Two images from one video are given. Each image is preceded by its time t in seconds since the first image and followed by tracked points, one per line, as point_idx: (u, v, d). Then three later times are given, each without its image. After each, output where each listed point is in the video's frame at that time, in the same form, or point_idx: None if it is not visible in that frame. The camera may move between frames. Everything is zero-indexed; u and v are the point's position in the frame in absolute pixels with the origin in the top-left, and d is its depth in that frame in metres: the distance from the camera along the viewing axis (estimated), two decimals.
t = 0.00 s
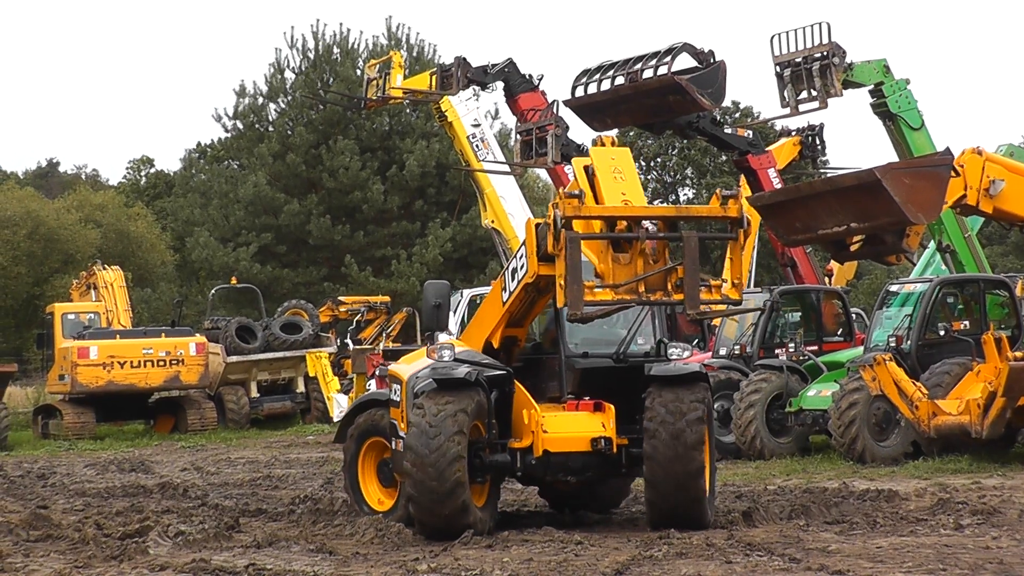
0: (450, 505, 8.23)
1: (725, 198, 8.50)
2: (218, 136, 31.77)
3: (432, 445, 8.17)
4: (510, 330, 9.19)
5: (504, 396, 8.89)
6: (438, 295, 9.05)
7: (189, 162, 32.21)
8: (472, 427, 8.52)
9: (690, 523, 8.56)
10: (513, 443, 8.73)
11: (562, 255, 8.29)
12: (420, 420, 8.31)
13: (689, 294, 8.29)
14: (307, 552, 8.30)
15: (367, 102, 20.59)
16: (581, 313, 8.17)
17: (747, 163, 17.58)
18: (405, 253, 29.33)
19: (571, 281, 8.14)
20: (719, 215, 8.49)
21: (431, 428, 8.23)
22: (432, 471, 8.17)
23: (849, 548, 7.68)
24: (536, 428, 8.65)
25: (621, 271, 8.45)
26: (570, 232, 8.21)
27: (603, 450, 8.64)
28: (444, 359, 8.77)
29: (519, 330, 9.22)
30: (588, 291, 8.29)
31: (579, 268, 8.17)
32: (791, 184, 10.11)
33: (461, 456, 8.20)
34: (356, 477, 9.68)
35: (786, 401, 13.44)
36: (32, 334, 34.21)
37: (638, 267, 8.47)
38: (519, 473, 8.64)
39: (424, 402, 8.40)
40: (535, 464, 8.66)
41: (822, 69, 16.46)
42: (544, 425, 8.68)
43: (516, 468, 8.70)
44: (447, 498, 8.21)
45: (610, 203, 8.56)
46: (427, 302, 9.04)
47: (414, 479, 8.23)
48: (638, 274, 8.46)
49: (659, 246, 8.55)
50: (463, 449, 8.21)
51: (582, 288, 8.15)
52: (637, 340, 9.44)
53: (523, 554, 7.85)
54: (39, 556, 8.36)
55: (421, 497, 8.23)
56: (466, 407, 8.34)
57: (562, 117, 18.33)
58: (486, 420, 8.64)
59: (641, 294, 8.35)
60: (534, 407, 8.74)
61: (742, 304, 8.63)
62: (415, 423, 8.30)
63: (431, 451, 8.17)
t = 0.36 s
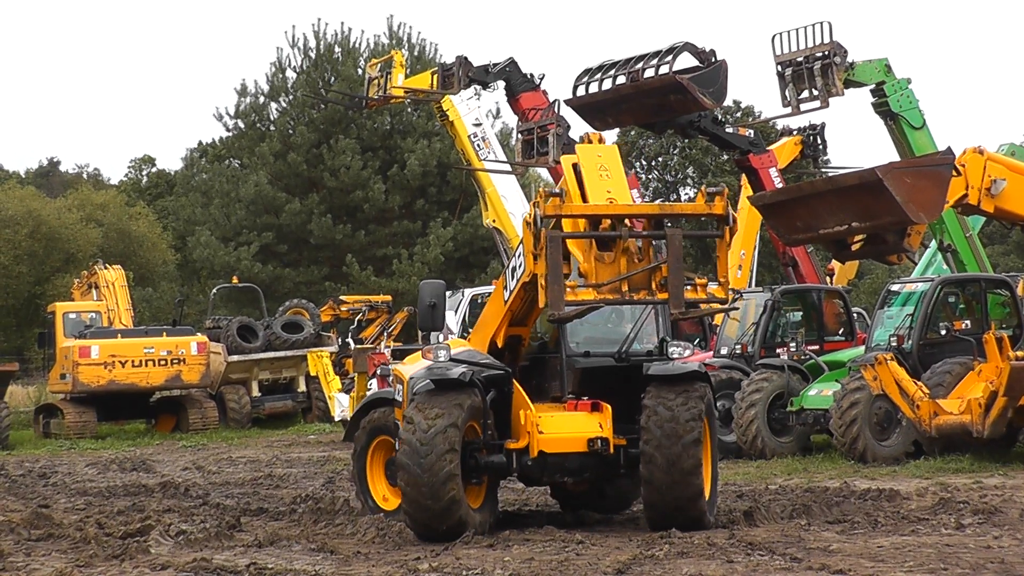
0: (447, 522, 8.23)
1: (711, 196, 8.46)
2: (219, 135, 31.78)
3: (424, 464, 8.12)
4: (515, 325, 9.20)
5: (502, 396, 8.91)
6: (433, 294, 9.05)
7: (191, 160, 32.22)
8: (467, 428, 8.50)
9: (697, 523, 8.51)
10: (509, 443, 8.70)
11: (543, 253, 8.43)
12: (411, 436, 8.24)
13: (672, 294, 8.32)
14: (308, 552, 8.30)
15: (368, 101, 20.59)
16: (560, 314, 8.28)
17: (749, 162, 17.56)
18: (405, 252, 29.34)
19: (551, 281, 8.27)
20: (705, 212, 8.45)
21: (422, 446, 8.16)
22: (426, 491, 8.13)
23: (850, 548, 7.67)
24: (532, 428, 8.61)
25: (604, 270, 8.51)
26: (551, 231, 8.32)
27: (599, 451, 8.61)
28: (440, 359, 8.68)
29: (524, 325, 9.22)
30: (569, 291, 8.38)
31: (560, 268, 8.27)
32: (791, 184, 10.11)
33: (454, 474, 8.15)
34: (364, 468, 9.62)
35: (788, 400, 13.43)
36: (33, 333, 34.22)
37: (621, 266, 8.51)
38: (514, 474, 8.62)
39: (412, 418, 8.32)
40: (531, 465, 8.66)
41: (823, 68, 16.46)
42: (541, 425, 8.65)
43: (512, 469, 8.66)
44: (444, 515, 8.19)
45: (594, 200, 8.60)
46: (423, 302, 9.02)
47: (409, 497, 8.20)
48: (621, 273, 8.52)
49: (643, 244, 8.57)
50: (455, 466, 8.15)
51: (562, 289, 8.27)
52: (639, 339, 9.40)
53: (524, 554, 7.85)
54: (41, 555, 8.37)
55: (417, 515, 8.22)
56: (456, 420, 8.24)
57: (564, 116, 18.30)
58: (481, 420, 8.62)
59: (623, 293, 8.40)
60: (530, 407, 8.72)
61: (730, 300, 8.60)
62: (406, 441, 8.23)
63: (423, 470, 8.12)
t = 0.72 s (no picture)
0: (447, 528, 8.24)
1: (704, 195, 8.52)
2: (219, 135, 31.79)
3: (422, 472, 8.10)
4: (514, 327, 9.15)
5: (501, 395, 8.92)
6: (430, 295, 9.04)
7: (191, 160, 32.23)
8: (465, 428, 8.50)
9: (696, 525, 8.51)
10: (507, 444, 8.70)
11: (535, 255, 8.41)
12: (408, 443, 8.21)
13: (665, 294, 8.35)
14: (309, 552, 8.30)
15: (369, 101, 20.59)
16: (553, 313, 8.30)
17: (749, 163, 17.56)
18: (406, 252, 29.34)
19: (545, 282, 8.27)
20: (698, 211, 8.51)
21: (420, 454, 8.13)
22: (425, 499, 8.13)
23: (851, 548, 7.68)
24: (530, 428, 8.60)
25: (597, 270, 8.51)
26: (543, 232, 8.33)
27: (597, 451, 8.61)
28: (439, 359, 8.71)
29: (525, 327, 9.17)
30: (562, 290, 8.39)
31: (553, 268, 8.29)
32: (792, 184, 10.11)
33: (452, 481, 8.15)
34: (369, 465, 9.59)
35: (789, 400, 13.44)
36: (34, 333, 34.21)
37: (615, 266, 8.53)
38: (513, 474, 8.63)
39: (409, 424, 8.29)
40: (529, 466, 8.66)
41: (824, 68, 16.47)
42: (539, 426, 8.64)
43: (511, 469, 8.67)
44: (443, 521, 8.21)
45: (588, 200, 8.61)
46: (421, 303, 9.01)
47: (408, 505, 8.20)
48: (615, 272, 8.53)
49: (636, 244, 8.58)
50: (453, 473, 8.15)
51: (554, 289, 8.28)
52: (641, 338, 9.44)
53: (525, 554, 7.85)
54: (42, 555, 8.37)
55: (417, 523, 8.23)
56: (452, 426, 8.21)
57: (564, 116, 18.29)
58: (480, 421, 8.62)
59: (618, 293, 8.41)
60: (528, 408, 8.71)
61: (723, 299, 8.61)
62: (403, 448, 8.20)
63: (422, 479, 8.10)
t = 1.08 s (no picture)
0: (451, 520, 8.22)
1: (713, 197, 8.46)
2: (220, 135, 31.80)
3: (430, 461, 8.12)
4: (513, 327, 9.20)
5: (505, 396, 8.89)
6: (435, 295, 9.05)
7: (193, 160, 32.24)
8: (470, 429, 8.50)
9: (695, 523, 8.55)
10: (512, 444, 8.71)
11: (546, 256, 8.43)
12: (416, 433, 8.24)
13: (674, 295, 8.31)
14: (310, 552, 8.30)
15: (370, 102, 20.60)
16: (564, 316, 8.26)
17: (750, 163, 17.54)
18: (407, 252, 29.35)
19: (555, 283, 8.24)
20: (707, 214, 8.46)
21: (428, 442, 8.16)
22: (431, 488, 8.13)
23: (852, 548, 7.67)
24: (534, 429, 8.63)
25: (607, 272, 8.49)
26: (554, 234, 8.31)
27: (602, 451, 8.61)
28: (443, 360, 8.72)
29: (524, 327, 9.23)
30: (572, 293, 8.35)
31: (563, 270, 8.26)
32: (792, 184, 10.10)
33: (459, 471, 8.15)
34: (368, 466, 9.62)
35: (790, 400, 13.44)
36: (35, 333, 34.22)
37: (624, 268, 8.50)
38: (518, 475, 8.63)
39: (417, 416, 8.33)
40: (534, 466, 8.64)
41: (825, 68, 16.45)
42: (543, 426, 8.66)
43: (514, 469, 8.66)
44: (448, 513, 8.19)
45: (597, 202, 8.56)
46: (425, 303, 9.05)
47: (414, 494, 8.19)
48: (624, 274, 8.50)
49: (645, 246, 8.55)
50: (461, 463, 8.16)
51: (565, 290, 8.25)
52: (641, 338, 9.44)
53: (526, 554, 7.85)
54: (43, 555, 8.36)
55: (421, 513, 8.20)
56: (461, 418, 8.26)
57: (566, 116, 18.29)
58: (484, 421, 8.61)
59: (627, 295, 8.39)
60: (532, 408, 8.72)
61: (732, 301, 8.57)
62: (411, 438, 8.22)
63: (429, 467, 8.11)
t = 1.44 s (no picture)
0: (466, 496, 8.24)
1: (736, 177, 8.28)
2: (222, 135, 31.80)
3: (450, 435, 8.21)
4: (512, 321, 9.23)
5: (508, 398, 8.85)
6: (444, 295, 9.03)
7: (195, 160, 32.25)
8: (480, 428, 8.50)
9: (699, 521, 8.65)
10: (520, 443, 8.71)
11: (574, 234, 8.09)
12: (435, 411, 8.33)
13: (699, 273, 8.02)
14: (312, 552, 8.30)
15: (372, 101, 20.59)
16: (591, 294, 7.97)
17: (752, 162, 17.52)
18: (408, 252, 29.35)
19: (583, 259, 7.96)
20: (728, 194, 8.27)
21: (448, 419, 8.27)
22: (449, 461, 8.19)
23: (854, 548, 7.67)
24: (543, 428, 8.62)
25: (632, 252, 8.23)
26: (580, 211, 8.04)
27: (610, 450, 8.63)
28: (452, 359, 8.83)
29: (523, 322, 9.25)
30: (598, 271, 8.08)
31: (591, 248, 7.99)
32: (794, 184, 10.09)
33: (479, 447, 8.24)
34: (358, 473, 9.79)
35: (791, 400, 13.45)
36: (37, 333, 34.24)
37: (649, 248, 8.24)
38: (526, 474, 8.67)
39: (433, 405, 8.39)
40: (542, 465, 8.67)
41: (827, 69, 16.53)
42: (552, 425, 8.65)
43: (523, 467, 8.68)
44: (463, 489, 8.23)
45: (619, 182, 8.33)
46: (434, 304, 8.97)
47: (430, 468, 8.24)
48: (649, 255, 8.24)
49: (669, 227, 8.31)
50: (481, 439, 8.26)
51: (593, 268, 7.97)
52: (641, 339, 9.39)
53: (528, 554, 7.84)
54: (45, 555, 8.36)
55: (438, 489, 8.23)
56: (481, 402, 8.39)
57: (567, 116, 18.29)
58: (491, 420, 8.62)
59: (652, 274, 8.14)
60: (541, 407, 8.72)
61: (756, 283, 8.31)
62: (431, 415, 8.31)
63: (449, 440, 8.20)
